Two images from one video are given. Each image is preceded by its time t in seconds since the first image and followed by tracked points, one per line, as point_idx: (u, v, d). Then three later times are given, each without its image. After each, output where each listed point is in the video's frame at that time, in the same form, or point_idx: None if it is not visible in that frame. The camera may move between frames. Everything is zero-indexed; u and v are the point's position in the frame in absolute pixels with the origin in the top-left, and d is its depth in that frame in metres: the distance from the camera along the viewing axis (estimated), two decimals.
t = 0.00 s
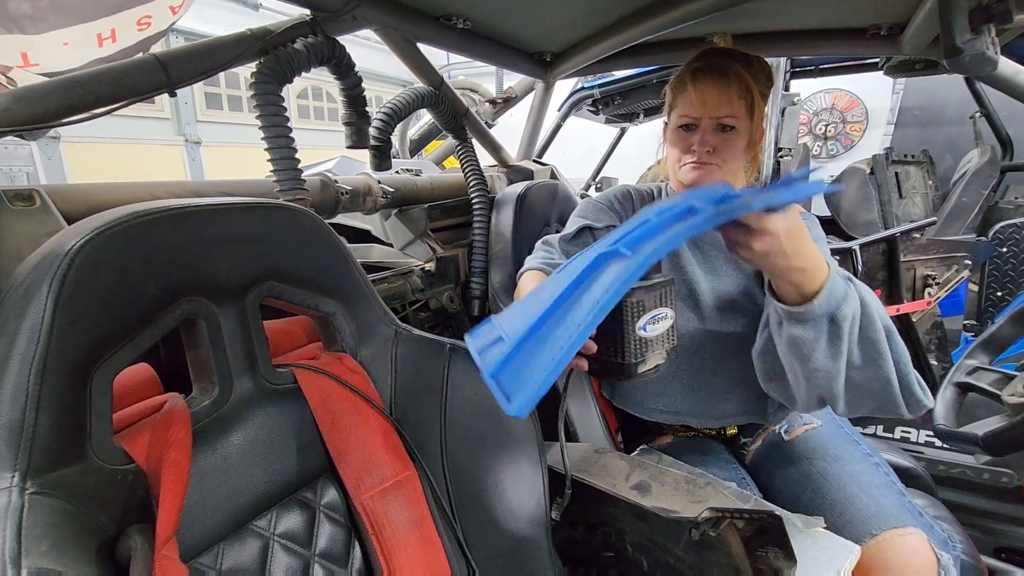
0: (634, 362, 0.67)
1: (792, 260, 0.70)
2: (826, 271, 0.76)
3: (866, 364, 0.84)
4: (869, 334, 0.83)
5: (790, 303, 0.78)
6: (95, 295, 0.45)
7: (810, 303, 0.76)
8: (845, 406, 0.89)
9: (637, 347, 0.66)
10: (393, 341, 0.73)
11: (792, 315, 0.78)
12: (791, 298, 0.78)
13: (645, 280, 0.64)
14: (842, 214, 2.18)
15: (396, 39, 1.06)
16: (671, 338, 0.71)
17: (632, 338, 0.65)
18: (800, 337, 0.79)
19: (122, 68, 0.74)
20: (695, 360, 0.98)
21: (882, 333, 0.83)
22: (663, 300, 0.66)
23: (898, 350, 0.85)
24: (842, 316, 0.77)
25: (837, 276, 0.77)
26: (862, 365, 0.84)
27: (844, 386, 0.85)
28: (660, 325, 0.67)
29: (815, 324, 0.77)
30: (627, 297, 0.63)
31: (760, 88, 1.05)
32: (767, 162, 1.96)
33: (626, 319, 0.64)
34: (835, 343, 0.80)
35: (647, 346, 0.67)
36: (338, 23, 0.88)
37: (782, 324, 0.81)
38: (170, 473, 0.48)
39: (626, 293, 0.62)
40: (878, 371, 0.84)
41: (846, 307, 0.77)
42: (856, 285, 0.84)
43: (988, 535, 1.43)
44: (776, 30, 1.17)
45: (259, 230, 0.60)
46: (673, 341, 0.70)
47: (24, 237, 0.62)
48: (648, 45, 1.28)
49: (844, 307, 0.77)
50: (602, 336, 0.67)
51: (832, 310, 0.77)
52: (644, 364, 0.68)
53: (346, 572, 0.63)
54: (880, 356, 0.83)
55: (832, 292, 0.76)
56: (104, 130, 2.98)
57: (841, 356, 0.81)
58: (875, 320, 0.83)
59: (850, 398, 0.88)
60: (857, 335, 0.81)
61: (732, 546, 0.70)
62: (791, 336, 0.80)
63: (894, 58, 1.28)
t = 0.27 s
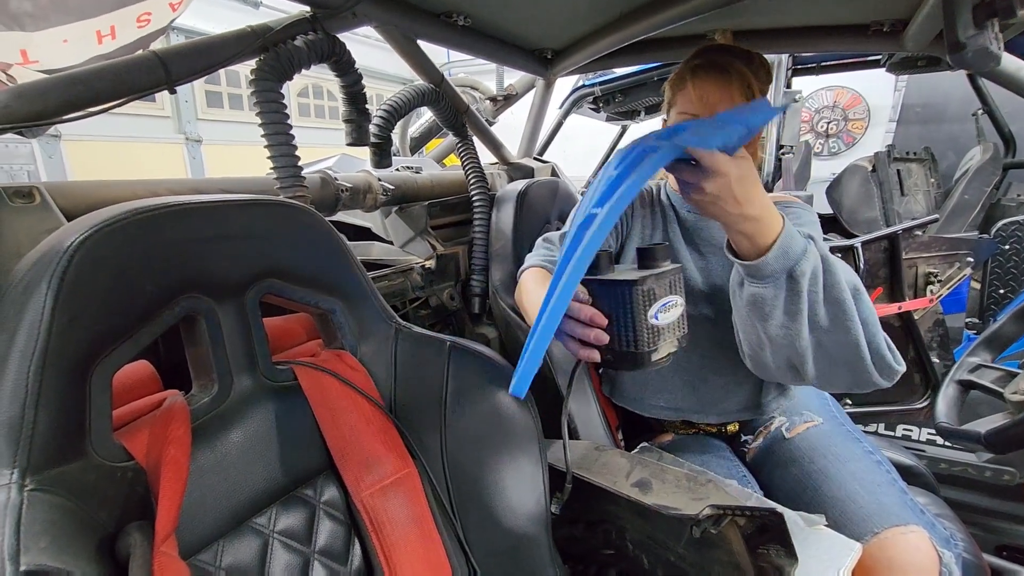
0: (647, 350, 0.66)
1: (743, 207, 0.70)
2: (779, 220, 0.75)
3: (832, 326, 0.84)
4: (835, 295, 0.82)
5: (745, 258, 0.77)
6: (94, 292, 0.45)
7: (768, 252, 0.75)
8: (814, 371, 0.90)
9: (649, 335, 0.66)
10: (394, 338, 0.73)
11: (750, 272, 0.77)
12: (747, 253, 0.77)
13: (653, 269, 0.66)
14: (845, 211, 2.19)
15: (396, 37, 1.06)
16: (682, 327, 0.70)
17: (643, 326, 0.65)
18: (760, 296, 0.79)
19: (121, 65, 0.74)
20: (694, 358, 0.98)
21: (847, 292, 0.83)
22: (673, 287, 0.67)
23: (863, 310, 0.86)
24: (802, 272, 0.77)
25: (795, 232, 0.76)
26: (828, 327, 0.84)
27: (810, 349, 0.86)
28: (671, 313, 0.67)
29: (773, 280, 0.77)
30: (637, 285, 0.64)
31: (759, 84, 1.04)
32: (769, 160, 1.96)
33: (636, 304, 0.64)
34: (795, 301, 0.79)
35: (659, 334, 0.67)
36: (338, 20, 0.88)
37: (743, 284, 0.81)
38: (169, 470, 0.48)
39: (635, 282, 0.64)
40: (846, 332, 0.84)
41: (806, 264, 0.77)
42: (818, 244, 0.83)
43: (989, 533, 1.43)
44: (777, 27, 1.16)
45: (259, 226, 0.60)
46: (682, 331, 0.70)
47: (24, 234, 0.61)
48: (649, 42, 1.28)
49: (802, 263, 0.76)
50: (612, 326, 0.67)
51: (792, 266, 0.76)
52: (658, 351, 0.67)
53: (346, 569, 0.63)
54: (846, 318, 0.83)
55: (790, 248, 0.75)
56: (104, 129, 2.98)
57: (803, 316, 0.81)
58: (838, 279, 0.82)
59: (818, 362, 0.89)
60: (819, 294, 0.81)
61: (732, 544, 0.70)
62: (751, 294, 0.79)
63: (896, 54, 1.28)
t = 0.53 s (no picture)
0: (644, 357, 0.67)
1: (780, 219, 0.69)
2: (809, 237, 0.75)
3: (844, 342, 0.84)
4: (848, 312, 0.82)
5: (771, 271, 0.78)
6: (89, 295, 0.45)
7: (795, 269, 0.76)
8: (821, 385, 0.89)
9: (645, 341, 0.66)
10: (391, 340, 0.73)
11: (772, 284, 0.78)
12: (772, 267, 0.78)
13: (643, 275, 0.65)
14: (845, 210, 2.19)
15: (393, 37, 1.05)
16: (677, 326, 0.71)
17: (638, 333, 0.65)
18: (778, 307, 0.79)
19: (118, 66, 0.74)
20: (692, 358, 0.98)
21: (861, 309, 0.83)
22: (663, 290, 0.67)
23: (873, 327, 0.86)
24: (823, 288, 0.77)
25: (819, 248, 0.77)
26: (838, 343, 0.84)
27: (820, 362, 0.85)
28: (664, 316, 0.67)
29: (794, 294, 0.77)
30: (627, 295, 0.63)
31: (750, 81, 1.04)
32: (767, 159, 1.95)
33: (628, 315, 0.64)
34: (812, 315, 0.80)
35: (655, 340, 0.67)
36: (335, 20, 0.88)
37: (760, 294, 0.81)
38: (166, 473, 0.48)
39: (625, 293, 0.63)
40: (856, 349, 0.84)
41: (827, 280, 0.77)
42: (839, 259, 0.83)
43: (988, 532, 1.43)
44: (776, 26, 1.16)
45: (256, 228, 0.59)
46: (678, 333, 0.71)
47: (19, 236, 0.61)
48: (647, 41, 1.27)
49: (824, 280, 0.77)
50: (608, 334, 0.67)
51: (810, 280, 0.76)
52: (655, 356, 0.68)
53: (343, 571, 0.63)
54: (858, 334, 0.83)
55: (813, 265, 0.75)
56: (102, 128, 2.97)
57: (817, 331, 0.81)
58: (854, 297, 0.82)
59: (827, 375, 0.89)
60: (834, 311, 0.81)
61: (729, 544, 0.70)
62: (769, 306, 0.80)
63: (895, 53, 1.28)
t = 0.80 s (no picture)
0: (615, 332, 0.66)
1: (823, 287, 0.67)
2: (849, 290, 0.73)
3: (875, 376, 0.84)
4: (879, 350, 0.82)
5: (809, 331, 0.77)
6: (77, 291, 0.44)
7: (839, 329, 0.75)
8: (853, 417, 0.89)
9: (615, 317, 0.65)
10: (387, 337, 0.72)
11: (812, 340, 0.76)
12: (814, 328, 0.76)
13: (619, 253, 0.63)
14: (844, 207, 2.21)
15: (390, 32, 1.04)
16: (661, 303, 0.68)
17: (610, 308, 0.65)
18: (817, 360, 0.77)
19: (109, 59, 0.73)
20: (691, 356, 0.97)
21: (890, 345, 0.83)
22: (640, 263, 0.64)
23: (901, 359, 0.86)
24: (861, 339, 0.76)
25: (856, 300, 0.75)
26: (868, 378, 0.84)
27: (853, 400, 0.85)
28: (640, 293, 0.65)
29: (834, 347, 0.75)
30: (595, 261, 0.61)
31: (748, 77, 1.04)
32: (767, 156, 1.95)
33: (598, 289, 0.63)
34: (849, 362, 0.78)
35: (629, 317, 0.65)
36: (330, 14, 0.87)
37: (797, 345, 0.79)
38: (156, 472, 0.47)
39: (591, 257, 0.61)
40: (886, 382, 0.84)
41: (866, 331, 0.76)
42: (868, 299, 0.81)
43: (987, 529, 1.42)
44: (776, 21, 1.15)
45: (248, 223, 0.59)
46: (658, 313, 0.68)
47: (9, 231, 0.61)
48: (646, 37, 1.27)
49: (863, 331, 0.75)
50: (580, 305, 0.67)
51: (850, 333, 0.75)
52: (628, 334, 0.66)
53: (338, 570, 0.62)
54: (888, 368, 0.83)
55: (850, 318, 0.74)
56: (97, 125, 2.95)
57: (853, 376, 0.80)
58: (885, 334, 0.82)
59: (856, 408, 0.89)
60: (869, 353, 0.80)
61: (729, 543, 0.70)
62: (808, 358, 0.77)
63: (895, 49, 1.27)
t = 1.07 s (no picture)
0: (609, 334, 0.65)
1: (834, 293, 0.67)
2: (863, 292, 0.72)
3: (881, 380, 0.84)
4: (889, 353, 0.81)
5: (825, 335, 0.76)
6: (68, 288, 0.44)
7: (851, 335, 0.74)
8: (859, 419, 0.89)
9: (612, 319, 0.64)
10: (384, 335, 0.72)
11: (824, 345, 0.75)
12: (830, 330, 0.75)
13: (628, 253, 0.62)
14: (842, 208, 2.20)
15: (387, 29, 1.04)
16: (657, 315, 0.67)
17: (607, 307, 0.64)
18: (829, 365, 0.76)
19: (103, 55, 0.72)
20: (689, 355, 0.97)
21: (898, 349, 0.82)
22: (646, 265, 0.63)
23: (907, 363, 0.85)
24: (873, 343, 0.75)
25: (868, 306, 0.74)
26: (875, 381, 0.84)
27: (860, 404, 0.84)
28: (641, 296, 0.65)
29: (847, 352, 0.75)
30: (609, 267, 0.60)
31: (748, 75, 1.03)
32: (765, 155, 1.95)
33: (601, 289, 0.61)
34: (860, 366, 0.78)
35: (625, 320, 0.65)
36: (327, 11, 0.86)
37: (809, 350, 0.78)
38: (149, 470, 0.47)
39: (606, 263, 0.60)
40: (892, 385, 0.84)
41: (879, 336, 0.75)
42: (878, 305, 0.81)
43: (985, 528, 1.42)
44: (774, 20, 1.15)
45: (243, 221, 0.58)
46: (656, 317, 0.67)
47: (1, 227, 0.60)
48: (644, 35, 1.26)
49: (875, 335, 0.75)
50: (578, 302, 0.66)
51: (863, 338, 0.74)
52: (622, 337, 0.65)
53: (334, 570, 0.62)
54: (895, 371, 0.82)
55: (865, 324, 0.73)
56: (93, 123, 2.93)
57: (865, 380, 0.79)
58: (894, 339, 0.81)
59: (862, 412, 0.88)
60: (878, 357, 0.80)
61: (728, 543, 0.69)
62: (820, 363, 0.76)
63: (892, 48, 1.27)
